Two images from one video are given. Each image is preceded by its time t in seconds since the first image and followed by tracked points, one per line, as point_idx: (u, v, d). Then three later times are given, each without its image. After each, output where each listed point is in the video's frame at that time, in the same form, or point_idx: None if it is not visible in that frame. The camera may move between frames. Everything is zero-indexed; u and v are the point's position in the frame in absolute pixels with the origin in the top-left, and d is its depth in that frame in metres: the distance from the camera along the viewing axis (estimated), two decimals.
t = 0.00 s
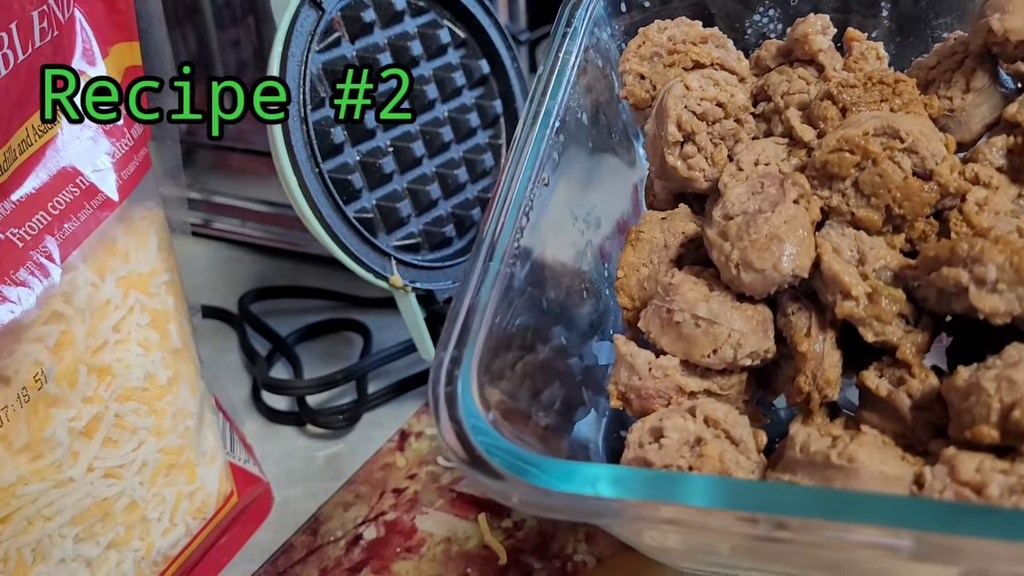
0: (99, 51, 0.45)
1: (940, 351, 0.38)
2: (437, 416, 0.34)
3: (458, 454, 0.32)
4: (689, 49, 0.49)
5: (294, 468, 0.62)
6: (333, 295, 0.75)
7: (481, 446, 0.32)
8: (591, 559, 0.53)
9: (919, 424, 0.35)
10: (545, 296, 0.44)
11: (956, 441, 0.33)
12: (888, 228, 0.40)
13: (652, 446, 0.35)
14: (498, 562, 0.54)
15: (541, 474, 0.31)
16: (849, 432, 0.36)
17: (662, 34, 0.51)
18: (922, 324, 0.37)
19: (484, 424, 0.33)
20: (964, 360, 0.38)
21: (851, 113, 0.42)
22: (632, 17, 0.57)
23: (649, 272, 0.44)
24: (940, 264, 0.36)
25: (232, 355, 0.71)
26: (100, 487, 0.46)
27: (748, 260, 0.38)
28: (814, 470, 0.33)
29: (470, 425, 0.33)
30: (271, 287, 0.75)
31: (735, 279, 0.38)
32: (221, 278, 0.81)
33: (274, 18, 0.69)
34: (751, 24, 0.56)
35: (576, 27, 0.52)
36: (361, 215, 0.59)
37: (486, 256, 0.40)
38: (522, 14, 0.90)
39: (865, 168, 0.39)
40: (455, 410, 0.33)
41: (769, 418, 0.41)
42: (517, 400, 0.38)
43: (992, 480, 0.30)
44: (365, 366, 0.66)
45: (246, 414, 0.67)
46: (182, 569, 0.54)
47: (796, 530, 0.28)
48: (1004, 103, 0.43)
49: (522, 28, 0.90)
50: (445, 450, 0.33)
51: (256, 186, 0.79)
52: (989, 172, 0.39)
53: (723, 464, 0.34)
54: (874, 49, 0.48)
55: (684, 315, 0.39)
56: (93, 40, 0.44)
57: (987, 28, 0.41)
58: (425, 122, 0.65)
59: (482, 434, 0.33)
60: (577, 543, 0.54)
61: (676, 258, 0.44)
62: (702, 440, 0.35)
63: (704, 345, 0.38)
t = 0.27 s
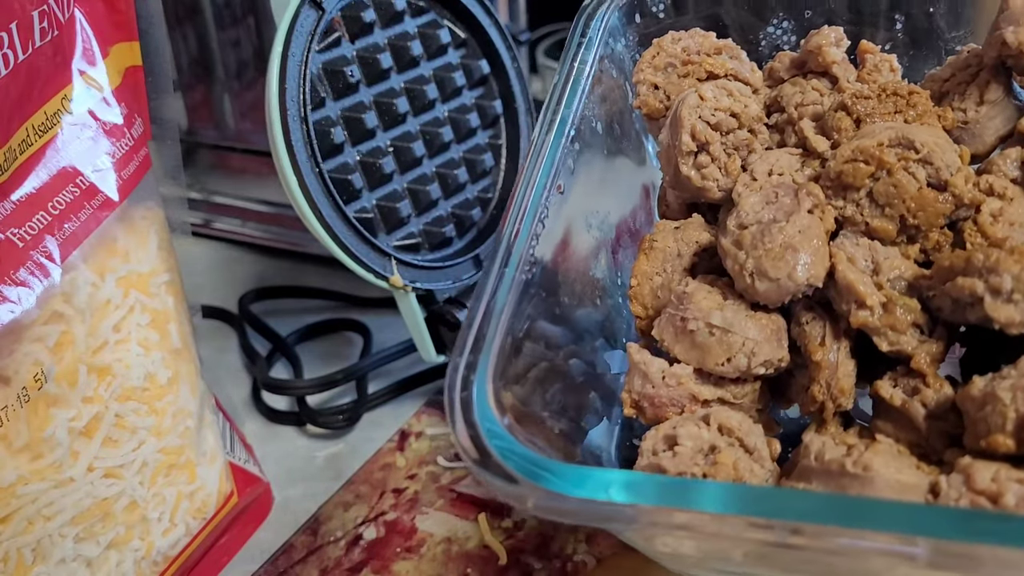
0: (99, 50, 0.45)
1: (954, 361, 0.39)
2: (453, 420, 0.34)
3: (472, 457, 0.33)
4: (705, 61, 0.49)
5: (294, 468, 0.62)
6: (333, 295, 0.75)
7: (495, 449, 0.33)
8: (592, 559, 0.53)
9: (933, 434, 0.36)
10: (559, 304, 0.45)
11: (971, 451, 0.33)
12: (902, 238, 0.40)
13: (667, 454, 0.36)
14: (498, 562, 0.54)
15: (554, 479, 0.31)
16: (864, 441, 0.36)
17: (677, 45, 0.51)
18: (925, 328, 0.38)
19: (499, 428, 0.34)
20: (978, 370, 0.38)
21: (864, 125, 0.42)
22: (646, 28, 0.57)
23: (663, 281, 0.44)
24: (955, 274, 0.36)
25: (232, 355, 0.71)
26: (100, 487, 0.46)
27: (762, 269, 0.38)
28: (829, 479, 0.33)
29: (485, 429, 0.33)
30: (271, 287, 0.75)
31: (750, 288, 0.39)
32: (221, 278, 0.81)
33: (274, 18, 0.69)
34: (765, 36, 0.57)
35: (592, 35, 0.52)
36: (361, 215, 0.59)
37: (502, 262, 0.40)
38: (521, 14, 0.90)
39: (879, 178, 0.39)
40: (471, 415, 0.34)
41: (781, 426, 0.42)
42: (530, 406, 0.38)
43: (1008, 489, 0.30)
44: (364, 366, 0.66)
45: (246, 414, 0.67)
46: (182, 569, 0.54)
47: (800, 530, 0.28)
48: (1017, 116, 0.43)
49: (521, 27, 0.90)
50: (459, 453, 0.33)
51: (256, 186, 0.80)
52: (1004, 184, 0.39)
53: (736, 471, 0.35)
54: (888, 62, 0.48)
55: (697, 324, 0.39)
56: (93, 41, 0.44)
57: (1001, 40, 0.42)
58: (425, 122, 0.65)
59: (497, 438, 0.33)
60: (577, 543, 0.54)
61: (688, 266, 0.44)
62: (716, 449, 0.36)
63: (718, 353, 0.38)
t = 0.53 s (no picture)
0: (99, 51, 0.45)
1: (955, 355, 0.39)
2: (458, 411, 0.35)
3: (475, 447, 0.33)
4: (711, 56, 0.49)
5: (294, 468, 0.62)
6: (333, 295, 0.75)
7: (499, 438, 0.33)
8: (592, 559, 0.53)
9: (935, 427, 0.36)
10: (565, 299, 0.45)
11: (970, 444, 0.33)
12: (905, 233, 0.40)
13: (670, 445, 0.36)
14: (498, 562, 0.54)
15: (556, 467, 0.32)
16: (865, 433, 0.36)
17: (682, 42, 0.51)
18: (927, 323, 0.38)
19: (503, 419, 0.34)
20: (979, 363, 0.38)
21: (869, 121, 0.42)
22: (653, 25, 0.57)
23: (668, 276, 0.44)
24: (956, 268, 0.36)
25: (232, 355, 0.71)
26: (100, 487, 0.46)
27: (765, 263, 0.38)
28: (830, 470, 0.33)
29: (489, 419, 0.34)
30: (271, 287, 0.75)
31: (752, 282, 0.39)
32: (221, 278, 0.82)
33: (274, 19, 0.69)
34: (771, 33, 0.57)
35: (598, 32, 0.52)
36: (361, 215, 0.59)
37: (507, 255, 0.41)
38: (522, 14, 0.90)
39: (882, 174, 0.39)
40: (475, 405, 0.35)
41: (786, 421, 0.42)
42: (537, 400, 0.38)
43: (1006, 481, 0.30)
44: (364, 366, 0.66)
45: (246, 414, 0.67)
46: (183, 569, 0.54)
47: (805, 524, 0.28)
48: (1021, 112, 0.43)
49: (522, 27, 0.90)
50: (464, 444, 0.34)
51: (256, 187, 0.80)
52: (1006, 179, 0.39)
53: (739, 463, 0.35)
54: (894, 58, 0.48)
55: (701, 317, 0.39)
56: (93, 41, 0.44)
57: (1006, 36, 0.42)
58: (425, 122, 0.65)
59: (500, 428, 0.34)
60: (577, 543, 0.54)
61: (692, 261, 0.44)
62: (718, 440, 0.36)
63: (721, 346, 0.39)
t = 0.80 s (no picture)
0: (99, 51, 0.45)
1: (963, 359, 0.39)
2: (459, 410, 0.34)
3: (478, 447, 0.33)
4: (715, 57, 0.49)
5: (293, 468, 0.62)
6: (333, 295, 0.75)
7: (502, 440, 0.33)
8: (592, 559, 0.53)
9: (943, 431, 0.36)
10: (567, 300, 0.45)
11: (981, 446, 0.33)
12: (912, 235, 0.40)
13: (674, 448, 0.36)
14: (498, 562, 0.54)
15: (560, 470, 0.31)
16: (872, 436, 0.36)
17: (685, 42, 0.51)
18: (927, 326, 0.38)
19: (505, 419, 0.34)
20: (989, 367, 0.38)
21: (874, 122, 0.42)
22: (656, 25, 0.57)
23: (670, 278, 0.44)
24: (966, 269, 0.36)
25: (232, 355, 0.71)
26: (100, 487, 0.46)
27: (771, 264, 0.38)
28: (838, 474, 0.33)
29: (491, 420, 0.33)
30: (271, 287, 0.75)
31: (758, 283, 0.39)
32: (221, 278, 0.82)
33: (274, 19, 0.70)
34: (773, 34, 0.57)
35: (601, 31, 0.52)
36: (361, 215, 0.59)
37: (510, 255, 0.41)
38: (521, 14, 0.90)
39: (890, 174, 0.39)
40: (477, 406, 0.34)
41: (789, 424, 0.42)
42: (540, 401, 0.38)
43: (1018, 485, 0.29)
44: (365, 366, 0.66)
45: (246, 414, 0.67)
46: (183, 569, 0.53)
47: (812, 528, 0.28)
48: None
49: (522, 27, 0.90)
50: (465, 443, 0.33)
51: (256, 186, 0.80)
52: (1014, 181, 0.39)
53: (744, 467, 0.35)
54: (897, 60, 0.48)
55: (706, 319, 0.39)
56: (93, 41, 0.44)
57: (1012, 38, 0.42)
58: (425, 122, 0.65)
59: (503, 429, 0.33)
60: (576, 544, 0.54)
61: (695, 264, 0.44)
62: (724, 444, 0.36)
63: (726, 348, 0.38)
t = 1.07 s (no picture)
0: (99, 51, 0.45)
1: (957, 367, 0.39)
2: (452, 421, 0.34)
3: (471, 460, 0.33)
4: (706, 60, 0.49)
5: (293, 468, 0.62)
6: (333, 295, 0.75)
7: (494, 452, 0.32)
8: (591, 560, 0.53)
9: (940, 438, 0.35)
10: (560, 305, 0.45)
11: (977, 455, 0.33)
12: (907, 240, 0.40)
13: (669, 457, 0.36)
14: (498, 562, 0.54)
15: (554, 483, 0.31)
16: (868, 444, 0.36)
17: (677, 44, 0.51)
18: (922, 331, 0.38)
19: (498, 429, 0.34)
20: (986, 374, 0.38)
21: (869, 126, 0.43)
22: (648, 27, 0.57)
23: (664, 283, 0.44)
24: (962, 275, 0.36)
25: (232, 355, 0.71)
26: (100, 487, 0.46)
27: (765, 270, 0.38)
28: (834, 484, 0.34)
29: (483, 431, 0.33)
30: (271, 287, 0.75)
31: (752, 289, 0.39)
32: (221, 278, 0.82)
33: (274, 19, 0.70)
34: (767, 36, 0.57)
35: (593, 35, 0.52)
36: (361, 215, 0.59)
37: (503, 262, 0.40)
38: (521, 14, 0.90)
39: (884, 179, 0.39)
40: (470, 417, 0.34)
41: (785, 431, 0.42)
42: (533, 407, 0.38)
43: (1016, 495, 0.30)
44: (365, 366, 0.66)
45: (246, 414, 0.67)
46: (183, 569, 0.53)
47: (808, 537, 0.28)
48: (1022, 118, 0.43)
49: (521, 27, 0.90)
50: (458, 455, 0.33)
51: (256, 186, 0.80)
52: (1010, 186, 0.39)
53: (739, 475, 0.35)
54: (891, 63, 0.48)
55: (700, 326, 0.39)
56: (93, 41, 0.44)
57: (1007, 41, 0.42)
58: (425, 121, 0.65)
59: (496, 440, 0.33)
60: (576, 544, 0.54)
61: (689, 269, 0.44)
62: (719, 452, 0.36)
63: (721, 356, 0.38)
